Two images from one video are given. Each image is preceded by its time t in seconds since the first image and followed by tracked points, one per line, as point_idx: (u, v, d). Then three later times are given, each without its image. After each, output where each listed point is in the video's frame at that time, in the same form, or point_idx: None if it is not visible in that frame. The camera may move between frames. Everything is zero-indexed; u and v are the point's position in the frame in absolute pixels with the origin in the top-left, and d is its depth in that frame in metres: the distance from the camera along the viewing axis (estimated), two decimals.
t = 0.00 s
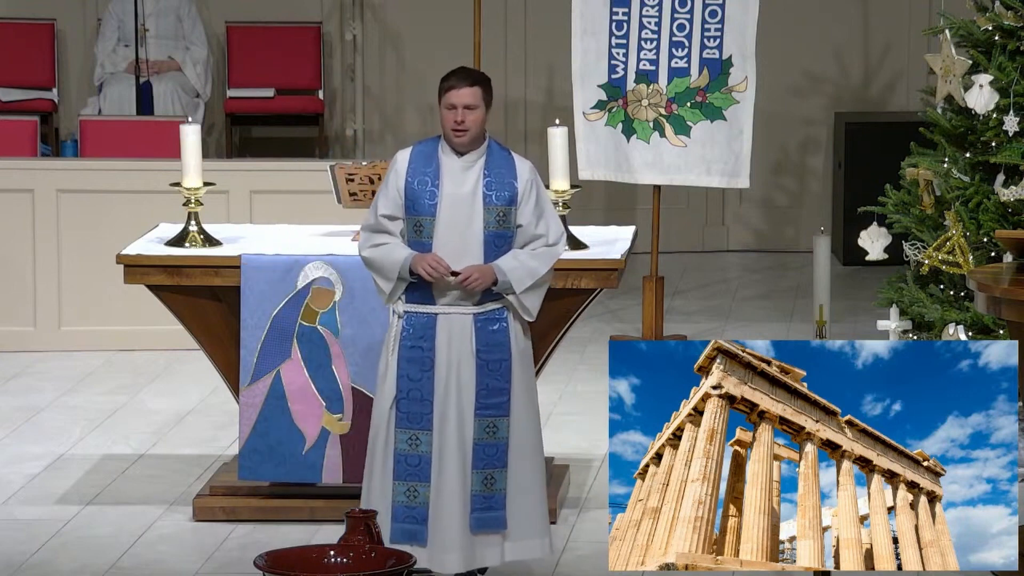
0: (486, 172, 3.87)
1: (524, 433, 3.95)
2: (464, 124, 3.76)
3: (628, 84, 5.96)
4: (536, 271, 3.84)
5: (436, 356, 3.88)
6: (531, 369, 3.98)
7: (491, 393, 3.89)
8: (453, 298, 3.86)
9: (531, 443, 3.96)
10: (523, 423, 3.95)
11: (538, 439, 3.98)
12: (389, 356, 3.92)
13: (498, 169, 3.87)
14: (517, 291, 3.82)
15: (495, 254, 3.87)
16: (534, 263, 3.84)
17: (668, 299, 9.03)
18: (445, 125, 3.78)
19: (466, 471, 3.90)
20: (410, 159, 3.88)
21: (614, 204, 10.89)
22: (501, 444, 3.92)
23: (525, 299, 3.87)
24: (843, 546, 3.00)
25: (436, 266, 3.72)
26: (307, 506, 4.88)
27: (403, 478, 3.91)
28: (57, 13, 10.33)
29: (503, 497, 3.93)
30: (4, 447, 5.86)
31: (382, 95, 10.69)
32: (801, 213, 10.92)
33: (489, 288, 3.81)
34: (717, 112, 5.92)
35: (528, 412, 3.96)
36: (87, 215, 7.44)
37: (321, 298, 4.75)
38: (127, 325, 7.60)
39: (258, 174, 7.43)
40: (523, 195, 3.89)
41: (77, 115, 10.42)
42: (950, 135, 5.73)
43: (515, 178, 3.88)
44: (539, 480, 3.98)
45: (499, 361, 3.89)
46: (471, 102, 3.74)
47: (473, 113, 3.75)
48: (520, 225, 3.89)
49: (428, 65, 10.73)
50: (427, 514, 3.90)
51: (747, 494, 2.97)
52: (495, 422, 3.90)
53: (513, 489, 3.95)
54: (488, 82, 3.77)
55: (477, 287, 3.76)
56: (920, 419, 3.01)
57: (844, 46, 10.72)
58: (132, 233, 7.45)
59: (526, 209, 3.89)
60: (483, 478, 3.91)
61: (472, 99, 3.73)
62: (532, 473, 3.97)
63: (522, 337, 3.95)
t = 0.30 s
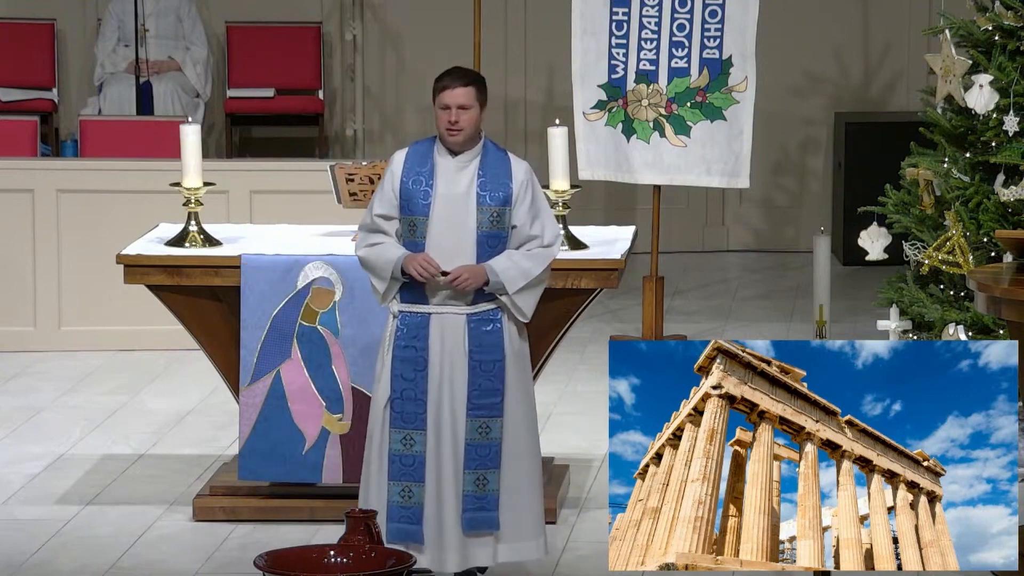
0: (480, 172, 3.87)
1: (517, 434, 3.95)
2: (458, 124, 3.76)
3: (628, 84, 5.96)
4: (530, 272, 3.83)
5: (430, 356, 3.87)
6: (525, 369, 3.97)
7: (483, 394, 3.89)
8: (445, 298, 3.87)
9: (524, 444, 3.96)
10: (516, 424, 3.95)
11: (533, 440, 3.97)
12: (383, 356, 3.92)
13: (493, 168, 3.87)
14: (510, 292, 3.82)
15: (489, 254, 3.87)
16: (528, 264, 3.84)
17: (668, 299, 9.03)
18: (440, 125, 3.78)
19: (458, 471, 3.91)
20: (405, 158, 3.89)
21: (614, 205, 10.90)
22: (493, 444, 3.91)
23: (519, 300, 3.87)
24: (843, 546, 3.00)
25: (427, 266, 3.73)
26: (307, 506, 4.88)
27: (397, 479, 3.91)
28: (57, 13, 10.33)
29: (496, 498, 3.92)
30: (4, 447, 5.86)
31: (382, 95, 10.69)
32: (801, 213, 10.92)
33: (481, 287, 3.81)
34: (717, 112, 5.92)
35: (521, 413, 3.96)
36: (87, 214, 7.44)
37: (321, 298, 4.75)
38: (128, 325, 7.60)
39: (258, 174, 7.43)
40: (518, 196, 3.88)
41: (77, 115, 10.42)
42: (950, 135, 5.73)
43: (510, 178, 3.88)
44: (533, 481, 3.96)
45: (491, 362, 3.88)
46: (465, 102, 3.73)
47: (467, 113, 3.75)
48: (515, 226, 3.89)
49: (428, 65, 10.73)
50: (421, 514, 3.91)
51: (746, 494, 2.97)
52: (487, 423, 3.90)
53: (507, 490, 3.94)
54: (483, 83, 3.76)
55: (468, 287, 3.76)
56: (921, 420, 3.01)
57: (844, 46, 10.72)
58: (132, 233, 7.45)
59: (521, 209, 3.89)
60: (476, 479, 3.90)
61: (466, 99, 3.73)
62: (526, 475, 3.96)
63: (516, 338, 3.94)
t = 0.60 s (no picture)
0: (477, 173, 3.87)
1: (514, 435, 3.95)
2: (455, 124, 3.76)
3: (628, 84, 5.96)
4: (526, 272, 3.83)
5: (426, 357, 3.87)
6: (522, 369, 3.98)
7: (480, 394, 3.89)
8: (442, 298, 3.86)
9: (522, 445, 3.96)
10: (513, 424, 3.95)
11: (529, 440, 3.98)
12: (379, 356, 3.92)
13: (489, 169, 3.88)
14: (507, 292, 3.82)
15: (485, 254, 3.87)
16: (524, 263, 3.84)
17: (668, 299, 9.03)
18: (437, 125, 3.78)
19: (456, 471, 3.91)
20: (402, 158, 3.89)
21: (614, 205, 10.90)
22: (490, 445, 3.91)
23: (516, 300, 3.86)
24: (843, 546, 3.00)
25: (424, 266, 3.73)
26: (307, 506, 4.88)
27: (394, 480, 3.90)
28: (57, 13, 10.33)
29: (494, 499, 3.92)
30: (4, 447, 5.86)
31: (382, 94, 10.68)
32: (801, 213, 10.92)
33: (477, 288, 3.81)
34: (717, 112, 5.92)
35: (518, 414, 3.96)
36: (87, 214, 7.44)
37: (321, 298, 4.75)
38: (128, 325, 7.60)
39: (258, 174, 7.43)
40: (514, 196, 3.89)
41: (77, 115, 10.42)
42: (950, 135, 5.73)
43: (506, 179, 3.88)
44: (530, 483, 3.97)
45: (488, 363, 3.88)
46: (462, 102, 3.73)
47: (464, 112, 3.75)
48: (512, 226, 3.89)
49: (428, 65, 10.73)
50: (418, 515, 3.91)
51: (746, 494, 2.97)
52: (484, 423, 3.90)
53: (504, 491, 3.94)
54: (480, 82, 3.76)
55: (465, 287, 3.75)
56: (921, 419, 3.01)
57: (844, 46, 10.71)
58: (132, 233, 7.45)
59: (517, 209, 3.89)
60: (473, 480, 3.90)
61: (462, 99, 3.72)
62: (523, 476, 3.96)
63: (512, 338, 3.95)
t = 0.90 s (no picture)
0: (473, 173, 3.87)
1: (511, 435, 3.95)
2: (450, 123, 3.75)
3: (628, 84, 5.96)
4: (523, 272, 3.84)
5: (423, 357, 3.88)
6: (518, 369, 3.98)
7: (477, 394, 3.89)
8: (438, 298, 3.87)
9: (519, 445, 3.97)
10: (510, 425, 3.95)
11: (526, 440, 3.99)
12: (376, 357, 3.92)
13: (485, 169, 3.88)
14: (504, 291, 3.82)
15: (482, 253, 3.87)
16: (521, 263, 3.84)
17: (668, 299, 9.03)
18: (432, 123, 3.77)
19: (453, 472, 3.90)
20: (398, 158, 3.89)
21: (614, 205, 10.90)
22: (488, 446, 3.91)
23: (512, 300, 3.87)
24: (843, 546, 3.00)
25: (422, 265, 3.73)
26: (307, 506, 4.88)
27: (391, 480, 3.91)
28: (57, 13, 10.33)
29: (491, 500, 3.92)
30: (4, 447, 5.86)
31: (382, 94, 10.68)
32: (801, 213, 10.92)
33: (474, 287, 3.81)
34: (717, 112, 5.92)
35: (515, 415, 3.96)
36: (87, 214, 7.44)
37: (321, 298, 4.75)
38: (128, 325, 7.60)
39: (258, 174, 7.43)
40: (511, 196, 3.89)
41: (77, 115, 10.42)
42: (950, 134, 5.73)
43: (503, 179, 3.88)
44: (526, 483, 3.98)
45: (485, 363, 3.89)
46: (457, 100, 3.73)
47: (459, 111, 3.74)
48: (508, 225, 3.89)
49: (428, 65, 10.73)
50: (415, 515, 3.91)
51: (747, 494, 2.97)
52: (481, 424, 3.90)
53: (501, 492, 3.94)
54: (476, 81, 3.76)
55: (461, 286, 3.75)
56: (921, 419, 3.01)
57: (844, 46, 10.71)
58: (132, 233, 7.45)
59: (513, 209, 3.89)
60: (471, 480, 3.90)
61: (458, 98, 3.72)
62: (520, 476, 3.97)
63: (509, 338, 3.95)
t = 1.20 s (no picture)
0: (473, 173, 3.87)
1: (509, 436, 3.95)
2: (449, 123, 3.76)
3: (628, 84, 5.85)
4: (521, 273, 3.84)
5: (420, 356, 3.88)
6: (516, 369, 3.98)
7: (475, 394, 3.89)
8: (436, 297, 3.87)
9: (518, 446, 3.97)
10: (508, 425, 3.94)
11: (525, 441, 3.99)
12: (375, 357, 3.93)
13: (485, 170, 3.87)
14: (501, 292, 3.82)
15: (480, 254, 3.86)
16: (519, 264, 3.84)
17: (668, 299, 9.03)
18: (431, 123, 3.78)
19: (450, 472, 3.90)
20: (397, 159, 3.89)
21: (614, 205, 10.90)
22: (485, 446, 3.91)
23: (510, 300, 3.86)
24: (843, 546, 3.00)
25: (419, 265, 3.74)
26: (307, 506, 4.88)
27: (389, 479, 3.91)
28: (57, 13, 10.33)
29: (489, 500, 3.92)
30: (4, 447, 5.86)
31: (382, 94, 10.68)
32: (801, 213, 10.92)
33: (471, 288, 3.81)
34: (717, 112, 5.83)
35: (513, 416, 3.96)
36: (87, 215, 7.44)
37: (321, 298, 4.75)
38: (128, 325, 7.60)
39: (258, 175, 7.43)
40: (510, 196, 3.89)
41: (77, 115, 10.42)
42: (950, 135, 5.73)
43: (502, 179, 3.88)
44: (524, 484, 3.97)
45: (482, 363, 3.88)
46: (455, 101, 3.72)
47: (457, 112, 3.74)
48: (506, 226, 3.89)
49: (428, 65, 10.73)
50: (413, 515, 3.91)
51: (746, 494, 2.97)
52: (479, 424, 3.90)
53: (499, 493, 3.94)
54: (474, 82, 3.75)
55: (459, 287, 3.76)
56: (921, 419, 3.01)
57: (844, 46, 10.71)
58: (132, 233, 7.45)
59: (512, 209, 3.89)
60: (468, 481, 3.90)
61: (456, 99, 3.72)
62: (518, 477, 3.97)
63: (507, 338, 3.94)
